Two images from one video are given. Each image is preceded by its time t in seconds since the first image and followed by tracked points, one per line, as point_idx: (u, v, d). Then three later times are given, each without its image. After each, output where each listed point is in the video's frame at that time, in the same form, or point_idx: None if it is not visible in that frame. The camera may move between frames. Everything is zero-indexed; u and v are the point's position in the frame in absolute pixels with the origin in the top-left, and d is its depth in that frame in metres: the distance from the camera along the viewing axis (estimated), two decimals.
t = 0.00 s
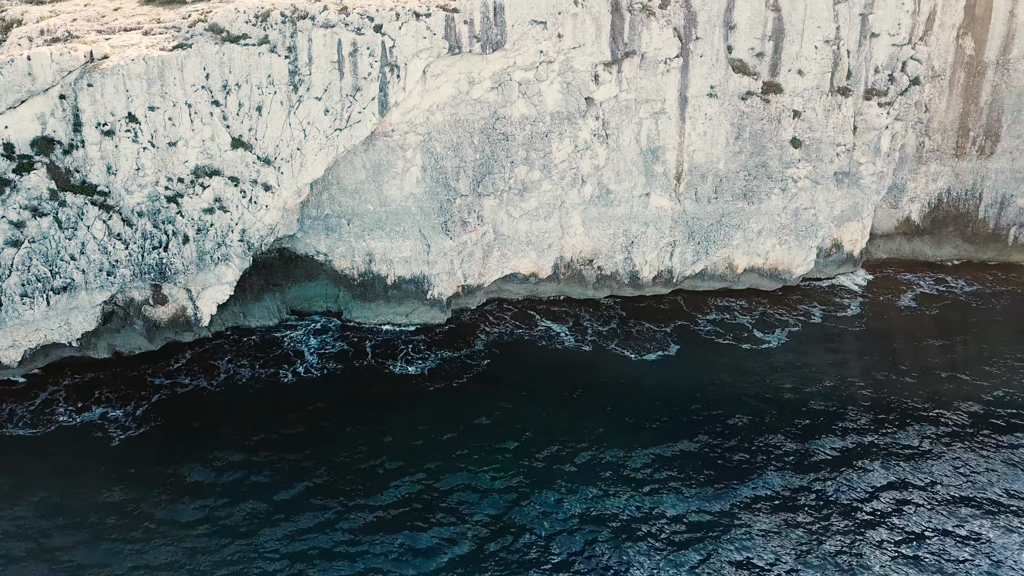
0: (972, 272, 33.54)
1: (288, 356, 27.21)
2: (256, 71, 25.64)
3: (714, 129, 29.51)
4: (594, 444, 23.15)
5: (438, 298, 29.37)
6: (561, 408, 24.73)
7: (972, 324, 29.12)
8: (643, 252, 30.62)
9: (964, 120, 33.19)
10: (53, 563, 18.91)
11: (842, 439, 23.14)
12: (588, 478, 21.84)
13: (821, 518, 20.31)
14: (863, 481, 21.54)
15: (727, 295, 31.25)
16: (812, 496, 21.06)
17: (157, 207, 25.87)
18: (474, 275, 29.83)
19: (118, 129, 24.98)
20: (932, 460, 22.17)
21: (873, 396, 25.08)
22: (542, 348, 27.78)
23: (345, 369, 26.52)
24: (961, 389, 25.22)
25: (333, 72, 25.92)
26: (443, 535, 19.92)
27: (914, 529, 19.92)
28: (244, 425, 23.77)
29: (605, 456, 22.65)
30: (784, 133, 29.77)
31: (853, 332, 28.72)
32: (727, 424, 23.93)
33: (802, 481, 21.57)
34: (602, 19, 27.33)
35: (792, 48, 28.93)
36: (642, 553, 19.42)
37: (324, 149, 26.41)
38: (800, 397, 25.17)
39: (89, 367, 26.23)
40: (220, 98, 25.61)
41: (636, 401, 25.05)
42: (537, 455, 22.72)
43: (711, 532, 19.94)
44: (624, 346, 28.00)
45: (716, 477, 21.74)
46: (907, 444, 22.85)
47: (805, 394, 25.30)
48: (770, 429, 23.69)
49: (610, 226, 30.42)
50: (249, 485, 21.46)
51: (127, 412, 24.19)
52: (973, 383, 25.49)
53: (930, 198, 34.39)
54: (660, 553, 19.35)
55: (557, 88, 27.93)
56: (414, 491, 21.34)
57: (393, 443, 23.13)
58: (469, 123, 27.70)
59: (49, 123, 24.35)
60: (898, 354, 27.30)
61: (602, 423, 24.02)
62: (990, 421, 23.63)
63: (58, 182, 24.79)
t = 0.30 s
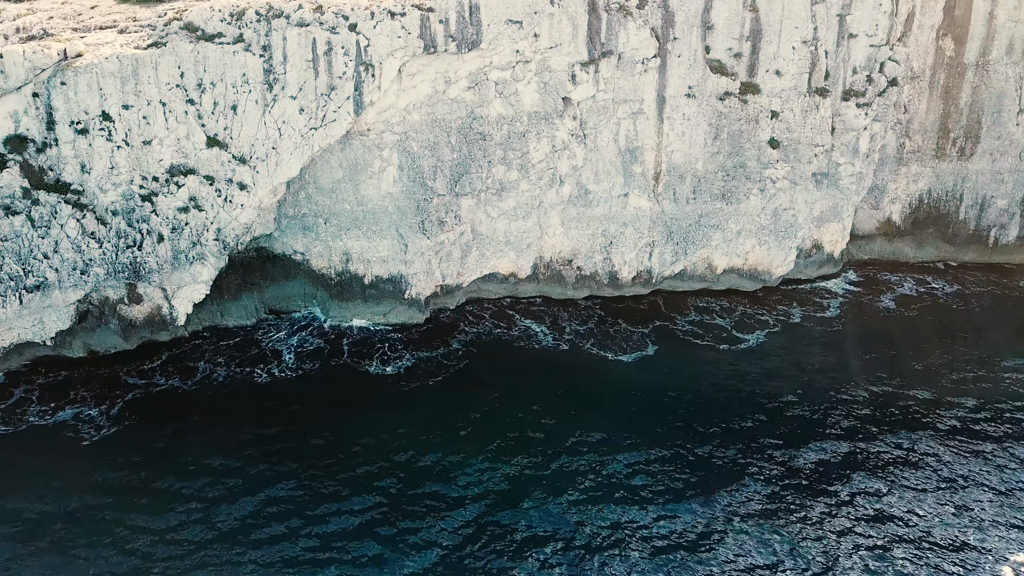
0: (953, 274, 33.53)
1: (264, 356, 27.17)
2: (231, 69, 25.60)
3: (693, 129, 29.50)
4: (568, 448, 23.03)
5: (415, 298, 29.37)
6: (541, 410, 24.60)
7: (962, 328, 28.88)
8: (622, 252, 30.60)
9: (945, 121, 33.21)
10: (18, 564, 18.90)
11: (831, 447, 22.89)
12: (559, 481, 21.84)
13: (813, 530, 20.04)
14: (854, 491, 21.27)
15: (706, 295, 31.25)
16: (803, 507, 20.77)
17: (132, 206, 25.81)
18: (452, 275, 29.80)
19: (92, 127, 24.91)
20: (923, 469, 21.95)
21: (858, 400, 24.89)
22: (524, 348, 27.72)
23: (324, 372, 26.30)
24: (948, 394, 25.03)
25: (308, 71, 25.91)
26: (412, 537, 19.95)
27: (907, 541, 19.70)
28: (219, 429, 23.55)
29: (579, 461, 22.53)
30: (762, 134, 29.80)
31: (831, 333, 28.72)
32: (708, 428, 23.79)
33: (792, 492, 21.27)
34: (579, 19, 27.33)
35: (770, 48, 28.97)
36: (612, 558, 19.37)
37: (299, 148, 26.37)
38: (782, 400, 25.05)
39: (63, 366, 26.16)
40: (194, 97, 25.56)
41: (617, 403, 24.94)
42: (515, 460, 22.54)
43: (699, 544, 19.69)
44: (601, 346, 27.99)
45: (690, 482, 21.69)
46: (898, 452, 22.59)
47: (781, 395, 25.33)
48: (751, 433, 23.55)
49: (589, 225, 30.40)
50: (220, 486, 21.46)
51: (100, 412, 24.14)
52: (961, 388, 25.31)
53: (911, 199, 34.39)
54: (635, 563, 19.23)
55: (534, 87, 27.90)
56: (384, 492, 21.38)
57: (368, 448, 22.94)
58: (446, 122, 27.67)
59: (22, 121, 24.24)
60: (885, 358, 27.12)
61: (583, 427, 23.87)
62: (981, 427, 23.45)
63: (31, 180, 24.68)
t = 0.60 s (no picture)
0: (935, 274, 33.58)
1: (243, 355, 27.10)
2: (209, 68, 25.59)
3: (673, 129, 29.54)
4: (545, 449, 22.87)
5: (396, 297, 29.34)
6: (527, 414, 24.38)
7: (956, 331, 28.67)
8: (603, 252, 30.62)
9: (927, 121, 33.25)
10: None
11: (823, 455, 22.54)
12: (534, 480, 21.73)
13: (806, 539, 19.67)
14: (848, 501, 20.91)
15: (688, 295, 31.25)
16: (796, 517, 20.39)
17: (109, 204, 25.76)
18: (433, 275, 29.77)
19: (69, 126, 24.88)
20: (917, 477, 21.65)
21: (851, 406, 24.60)
22: (512, 350, 27.57)
23: (307, 375, 26.04)
24: (940, 398, 24.87)
25: (286, 70, 25.92)
26: (386, 535, 19.85)
27: (897, 543, 19.56)
28: (199, 433, 23.26)
29: (558, 463, 22.37)
30: (742, 134, 29.82)
31: (812, 334, 28.74)
32: (692, 429, 23.68)
33: (785, 501, 20.88)
34: (558, 19, 27.39)
35: (749, 49, 29.07)
36: (585, 559, 19.19)
37: (278, 147, 26.34)
38: (770, 402, 24.87)
39: (41, 365, 26.06)
40: (172, 96, 25.54)
41: (603, 406, 24.77)
42: (500, 466, 22.23)
43: (689, 554, 19.33)
44: (581, 346, 27.98)
45: (671, 484, 21.52)
46: (892, 460, 22.28)
47: (760, 395, 25.32)
48: (739, 437, 23.28)
49: (570, 225, 30.40)
50: (194, 484, 21.38)
51: (76, 411, 24.05)
52: (950, 390, 25.23)
53: (894, 199, 34.43)
54: (617, 567, 18.95)
55: (514, 87, 27.94)
56: (359, 489, 21.30)
57: (347, 447, 22.87)
58: (425, 121, 27.69)
59: None
60: (878, 361, 26.89)
61: (569, 431, 23.62)
62: (977, 434, 23.19)
63: (8, 179, 24.68)
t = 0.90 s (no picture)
0: (926, 274, 33.58)
1: (232, 354, 27.11)
2: (197, 67, 25.61)
3: (663, 129, 29.55)
4: (531, 451, 22.86)
5: (386, 297, 29.34)
6: (521, 416, 24.31)
7: (956, 334, 28.51)
8: (593, 252, 30.61)
9: (918, 122, 33.23)
10: None
11: (820, 464, 22.32)
12: (521, 480, 21.78)
13: (802, 545, 19.64)
14: (846, 511, 20.68)
15: (678, 295, 31.24)
16: (792, 527, 20.18)
17: (97, 204, 25.76)
18: (423, 274, 29.76)
19: (57, 125, 24.86)
20: (916, 486, 21.41)
21: (846, 407, 24.62)
22: (502, 350, 27.58)
23: (301, 377, 25.95)
24: (935, 399, 24.85)
25: (274, 70, 25.95)
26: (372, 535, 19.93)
27: (891, 545, 19.60)
28: (189, 434, 23.22)
29: (545, 465, 22.35)
30: (731, 134, 29.82)
31: (802, 334, 28.74)
32: (684, 430, 23.70)
33: (781, 511, 20.66)
34: (546, 19, 27.42)
35: (739, 48, 29.08)
36: (570, 562, 19.18)
37: (266, 146, 26.35)
38: (763, 404, 24.86)
39: (30, 364, 26.07)
40: (160, 95, 25.55)
41: (600, 408, 24.70)
42: (489, 468, 22.21)
43: (681, 559, 19.31)
44: (571, 346, 27.97)
45: (662, 486, 21.55)
46: (890, 469, 22.06)
47: (749, 395, 25.32)
48: (735, 441, 23.22)
49: (560, 225, 30.40)
50: (180, 484, 21.43)
51: (64, 411, 24.07)
52: (946, 392, 25.21)
53: (885, 200, 34.42)
54: (603, 571, 18.94)
55: (502, 87, 27.96)
56: (345, 489, 21.36)
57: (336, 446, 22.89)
58: (414, 121, 27.69)
59: None
60: (878, 365, 26.76)
61: (564, 433, 23.55)
62: (976, 442, 22.96)
63: None
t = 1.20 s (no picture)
0: (917, 272, 33.58)
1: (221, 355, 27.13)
2: (184, 67, 25.62)
3: (652, 127, 29.57)
4: (519, 451, 22.91)
5: (375, 296, 29.35)
6: (513, 417, 24.31)
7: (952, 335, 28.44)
8: (582, 251, 30.63)
9: (908, 119, 33.22)
10: None
11: (815, 466, 22.32)
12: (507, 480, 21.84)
13: (795, 547, 19.66)
14: (839, 514, 20.69)
15: (668, 294, 31.26)
16: (787, 533, 20.09)
17: (85, 204, 25.79)
18: (412, 273, 29.78)
19: (44, 126, 24.88)
20: (911, 489, 21.39)
21: (840, 408, 24.62)
22: (493, 350, 27.59)
23: (294, 380, 25.90)
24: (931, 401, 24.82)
25: (260, 70, 25.96)
26: (358, 536, 20.01)
27: (884, 548, 19.60)
28: (179, 437, 23.22)
29: (534, 466, 22.35)
30: (720, 132, 29.83)
31: (792, 332, 28.76)
32: (676, 430, 23.72)
33: (774, 516, 20.64)
34: (533, 18, 27.41)
35: (727, 46, 29.08)
36: (554, 563, 19.26)
37: (253, 146, 26.35)
38: (753, 404, 24.88)
39: (18, 365, 26.11)
40: (147, 96, 25.56)
41: (593, 410, 24.65)
42: (477, 468, 22.24)
43: (670, 561, 19.34)
44: (560, 345, 27.99)
45: (652, 487, 21.58)
46: (886, 474, 21.96)
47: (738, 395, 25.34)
48: (728, 442, 23.24)
49: (549, 224, 30.41)
50: (167, 485, 21.50)
51: (52, 411, 24.12)
52: (941, 393, 25.17)
53: (876, 197, 34.43)
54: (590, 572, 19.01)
55: (490, 86, 27.99)
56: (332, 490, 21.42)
57: (325, 448, 22.92)
58: (402, 120, 27.69)
59: None
60: (873, 366, 26.72)
61: (554, 434, 23.56)
62: (973, 445, 22.91)
63: None
